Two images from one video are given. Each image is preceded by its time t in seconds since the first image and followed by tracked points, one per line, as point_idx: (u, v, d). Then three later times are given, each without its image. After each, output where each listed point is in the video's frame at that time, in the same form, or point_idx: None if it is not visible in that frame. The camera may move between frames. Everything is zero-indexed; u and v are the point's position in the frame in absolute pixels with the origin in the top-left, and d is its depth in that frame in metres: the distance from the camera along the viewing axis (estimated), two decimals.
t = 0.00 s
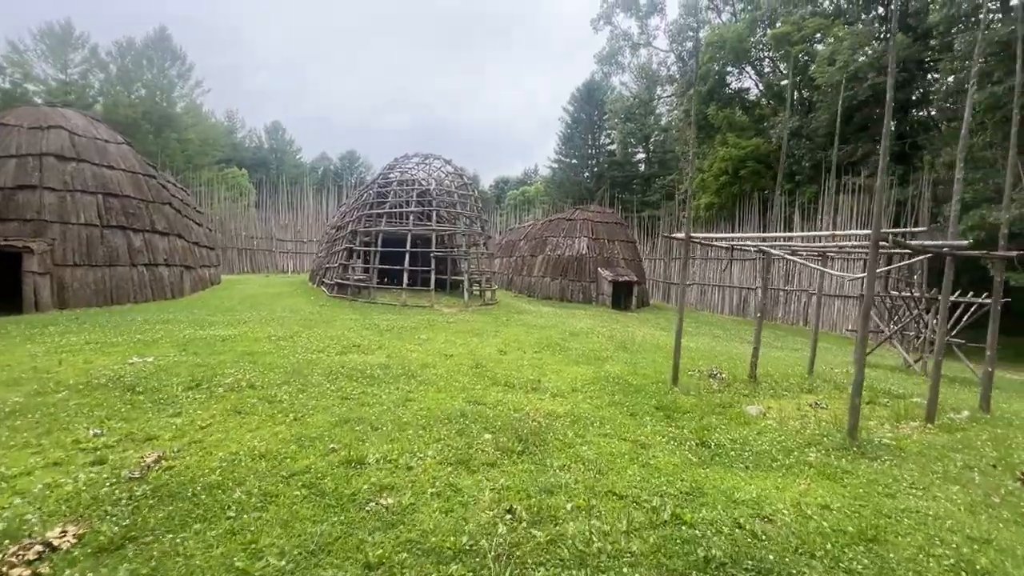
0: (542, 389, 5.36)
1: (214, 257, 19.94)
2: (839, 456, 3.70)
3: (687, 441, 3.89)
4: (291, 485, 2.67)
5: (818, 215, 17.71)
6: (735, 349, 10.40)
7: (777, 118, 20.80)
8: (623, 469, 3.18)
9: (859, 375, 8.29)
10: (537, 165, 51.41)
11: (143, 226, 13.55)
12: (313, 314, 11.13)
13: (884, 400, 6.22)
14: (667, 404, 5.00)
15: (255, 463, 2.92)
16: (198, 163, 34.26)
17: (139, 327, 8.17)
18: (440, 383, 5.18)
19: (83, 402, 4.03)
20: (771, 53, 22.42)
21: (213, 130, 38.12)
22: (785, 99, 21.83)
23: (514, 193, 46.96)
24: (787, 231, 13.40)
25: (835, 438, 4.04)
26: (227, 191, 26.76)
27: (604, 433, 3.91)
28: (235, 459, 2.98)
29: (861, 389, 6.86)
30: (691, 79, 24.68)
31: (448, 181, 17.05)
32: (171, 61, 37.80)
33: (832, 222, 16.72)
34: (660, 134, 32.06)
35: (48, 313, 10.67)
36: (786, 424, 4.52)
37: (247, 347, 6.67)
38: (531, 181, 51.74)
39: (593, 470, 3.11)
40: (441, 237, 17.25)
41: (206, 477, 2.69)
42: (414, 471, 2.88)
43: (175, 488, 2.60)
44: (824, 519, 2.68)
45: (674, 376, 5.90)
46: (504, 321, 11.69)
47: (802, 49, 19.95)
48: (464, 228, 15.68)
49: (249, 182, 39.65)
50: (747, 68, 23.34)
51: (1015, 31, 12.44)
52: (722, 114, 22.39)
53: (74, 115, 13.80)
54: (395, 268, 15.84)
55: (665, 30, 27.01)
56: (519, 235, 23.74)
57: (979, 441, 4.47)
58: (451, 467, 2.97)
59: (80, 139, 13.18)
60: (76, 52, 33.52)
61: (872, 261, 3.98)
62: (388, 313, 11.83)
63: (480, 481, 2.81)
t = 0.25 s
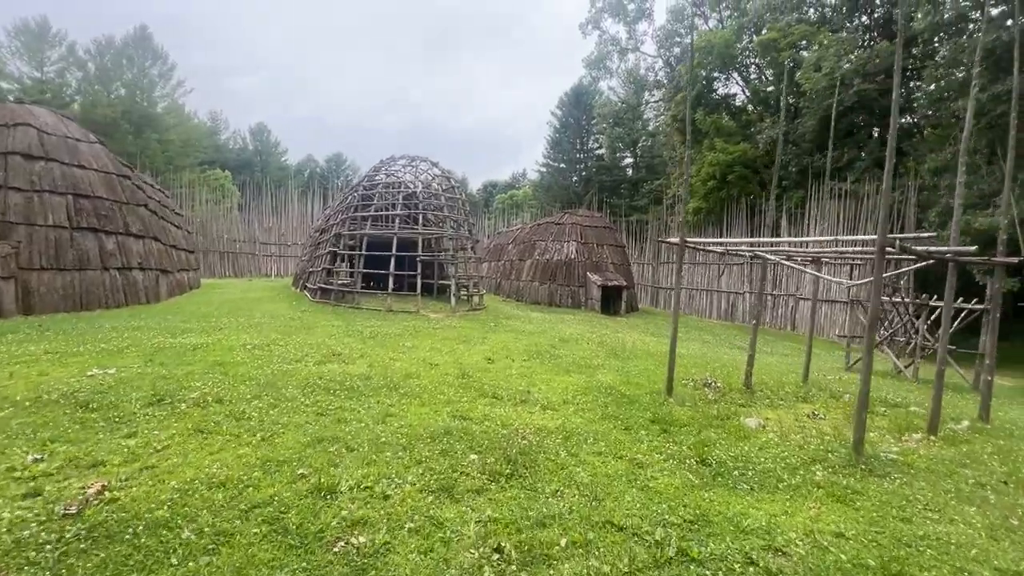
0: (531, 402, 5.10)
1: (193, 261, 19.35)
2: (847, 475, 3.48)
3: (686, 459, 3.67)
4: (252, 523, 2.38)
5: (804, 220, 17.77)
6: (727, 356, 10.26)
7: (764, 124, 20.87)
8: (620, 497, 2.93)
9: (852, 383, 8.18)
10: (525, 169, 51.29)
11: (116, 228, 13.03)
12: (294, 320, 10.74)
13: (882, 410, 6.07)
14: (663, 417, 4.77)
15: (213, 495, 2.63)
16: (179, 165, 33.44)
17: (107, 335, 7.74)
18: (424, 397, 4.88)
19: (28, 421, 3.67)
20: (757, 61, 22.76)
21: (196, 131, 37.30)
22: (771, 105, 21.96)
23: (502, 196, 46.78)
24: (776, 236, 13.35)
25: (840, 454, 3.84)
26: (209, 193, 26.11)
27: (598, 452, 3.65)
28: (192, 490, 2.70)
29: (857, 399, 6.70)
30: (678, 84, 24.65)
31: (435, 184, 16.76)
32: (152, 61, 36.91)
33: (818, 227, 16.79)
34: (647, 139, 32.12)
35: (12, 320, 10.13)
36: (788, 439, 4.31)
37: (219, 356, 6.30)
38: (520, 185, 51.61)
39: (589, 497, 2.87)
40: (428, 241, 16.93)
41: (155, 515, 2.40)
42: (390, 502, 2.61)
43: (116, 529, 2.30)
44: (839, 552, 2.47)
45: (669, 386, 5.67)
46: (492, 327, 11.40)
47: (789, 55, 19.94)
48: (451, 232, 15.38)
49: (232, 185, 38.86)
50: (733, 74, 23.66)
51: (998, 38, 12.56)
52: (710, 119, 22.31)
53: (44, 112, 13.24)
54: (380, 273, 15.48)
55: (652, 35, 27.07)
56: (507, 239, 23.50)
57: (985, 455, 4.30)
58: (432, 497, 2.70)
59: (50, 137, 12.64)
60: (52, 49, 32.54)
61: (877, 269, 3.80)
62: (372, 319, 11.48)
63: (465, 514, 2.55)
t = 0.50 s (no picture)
0: (525, 411, 4.86)
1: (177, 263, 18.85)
2: (862, 491, 3.28)
3: (691, 474, 3.45)
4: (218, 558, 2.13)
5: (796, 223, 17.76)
6: (723, 360, 10.10)
7: (756, 126, 20.85)
8: (623, 521, 2.71)
9: (850, 388, 8.04)
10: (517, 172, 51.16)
11: (94, 229, 12.58)
12: (279, 324, 10.41)
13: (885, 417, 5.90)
14: (663, 426, 4.56)
15: (175, 524, 2.38)
16: (165, 165, 32.75)
17: (80, 340, 7.37)
18: (413, 407, 4.61)
19: None
20: (747, 64, 22.73)
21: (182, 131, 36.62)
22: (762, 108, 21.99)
23: (493, 198, 46.57)
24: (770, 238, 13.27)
25: (852, 467, 3.64)
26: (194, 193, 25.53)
27: (598, 468, 3.42)
28: (150, 519, 2.43)
29: (858, 405, 6.54)
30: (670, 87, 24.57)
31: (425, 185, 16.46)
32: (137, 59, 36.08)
33: (810, 230, 16.78)
34: (639, 141, 32.07)
35: None
36: (796, 450, 4.11)
37: (197, 363, 5.99)
38: (511, 187, 51.45)
39: (590, 520, 2.65)
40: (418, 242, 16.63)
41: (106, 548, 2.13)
42: (372, 531, 2.37)
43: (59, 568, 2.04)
44: None
45: (668, 393, 5.45)
46: (484, 330, 11.14)
47: (780, 59, 19.87)
48: (442, 233, 15.10)
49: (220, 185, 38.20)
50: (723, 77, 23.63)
51: (988, 42, 12.60)
52: (702, 122, 22.19)
53: (18, 108, 12.76)
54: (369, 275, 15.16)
55: (643, 38, 27.11)
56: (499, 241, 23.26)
57: (998, 465, 4.14)
58: (419, 524, 2.47)
59: (24, 134, 12.16)
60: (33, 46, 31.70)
61: (889, 273, 3.62)
62: (360, 323, 11.17)
63: (456, 543, 2.32)
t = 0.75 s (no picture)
0: (519, 424, 4.58)
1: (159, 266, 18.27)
2: (881, 514, 3.08)
3: (699, 496, 3.23)
4: None
5: (786, 225, 17.73)
6: (718, 365, 9.93)
7: (746, 129, 20.85)
8: (631, 557, 2.47)
9: (848, 394, 7.89)
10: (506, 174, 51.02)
11: (67, 230, 12.06)
12: (261, 329, 10.03)
13: (889, 427, 5.74)
14: (665, 441, 4.33)
15: None
16: (146, 165, 31.92)
17: (47, 349, 6.96)
18: (400, 422, 4.32)
19: None
20: (737, 67, 22.73)
21: (165, 130, 35.79)
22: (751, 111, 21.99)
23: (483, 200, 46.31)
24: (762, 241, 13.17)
25: (868, 486, 3.44)
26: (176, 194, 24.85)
27: (600, 490, 3.18)
28: (97, 568, 2.16)
29: (859, 412, 6.39)
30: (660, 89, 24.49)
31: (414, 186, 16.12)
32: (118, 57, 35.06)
33: (800, 232, 16.77)
34: (628, 144, 32.04)
35: None
36: (805, 466, 3.90)
37: (170, 374, 5.63)
38: (500, 190, 51.22)
39: (593, 559, 2.42)
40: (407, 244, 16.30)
41: None
42: None
43: None
44: None
45: (667, 404, 5.22)
46: (474, 335, 10.86)
47: (769, 62, 19.85)
48: (431, 235, 14.78)
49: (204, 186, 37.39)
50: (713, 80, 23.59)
51: (979, 46, 12.61)
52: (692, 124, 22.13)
53: None
54: (356, 278, 14.80)
55: (633, 40, 27.09)
56: (489, 243, 22.98)
57: (1014, 480, 3.97)
58: (406, 569, 2.23)
59: None
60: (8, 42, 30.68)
61: (906, 282, 3.43)
62: (346, 329, 10.83)
63: None
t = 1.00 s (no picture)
0: (515, 431, 4.37)
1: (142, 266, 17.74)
2: (899, 527, 2.91)
3: (707, 510, 3.04)
4: None
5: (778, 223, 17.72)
6: (713, 365, 9.80)
7: (737, 127, 20.83)
8: None
9: (846, 393, 7.79)
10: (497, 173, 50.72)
11: (42, 229, 11.60)
12: (245, 330, 9.73)
13: (890, 429, 5.62)
14: (667, 446, 4.15)
15: None
16: (129, 162, 31.18)
17: (17, 352, 6.63)
18: (388, 429, 4.08)
19: None
20: (727, 66, 22.72)
21: (149, 127, 35.01)
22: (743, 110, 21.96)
23: (474, 199, 46.05)
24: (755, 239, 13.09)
25: (882, 497, 3.27)
26: (159, 191, 24.21)
27: (603, 504, 2.98)
28: None
29: (858, 413, 6.27)
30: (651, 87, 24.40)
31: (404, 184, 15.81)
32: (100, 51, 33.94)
33: (792, 231, 16.76)
34: (619, 142, 31.93)
35: None
36: (813, 474, 3.73)
37: (144, 378, 5.34)
38: (491, 188, 50.94)
39: None
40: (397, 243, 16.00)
41: None
42: None
43: None
44: None
45: (667, 407, 5.04)
46: (465, 335, 10.64)
47: (760, 60, 19.83)
48: (422, 233, 14.50)
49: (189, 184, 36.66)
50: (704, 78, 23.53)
51: (970, 44, 12.62)
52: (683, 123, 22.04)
53: None
54: (344, 277, 14.49)
55: (624, 37, 27.00)
56: (480, 242, 22.72)
57: None
58: None
59: None
60: None
61: (924, 280, 3.27)
62: (334, 329, 10.55)
63: None
